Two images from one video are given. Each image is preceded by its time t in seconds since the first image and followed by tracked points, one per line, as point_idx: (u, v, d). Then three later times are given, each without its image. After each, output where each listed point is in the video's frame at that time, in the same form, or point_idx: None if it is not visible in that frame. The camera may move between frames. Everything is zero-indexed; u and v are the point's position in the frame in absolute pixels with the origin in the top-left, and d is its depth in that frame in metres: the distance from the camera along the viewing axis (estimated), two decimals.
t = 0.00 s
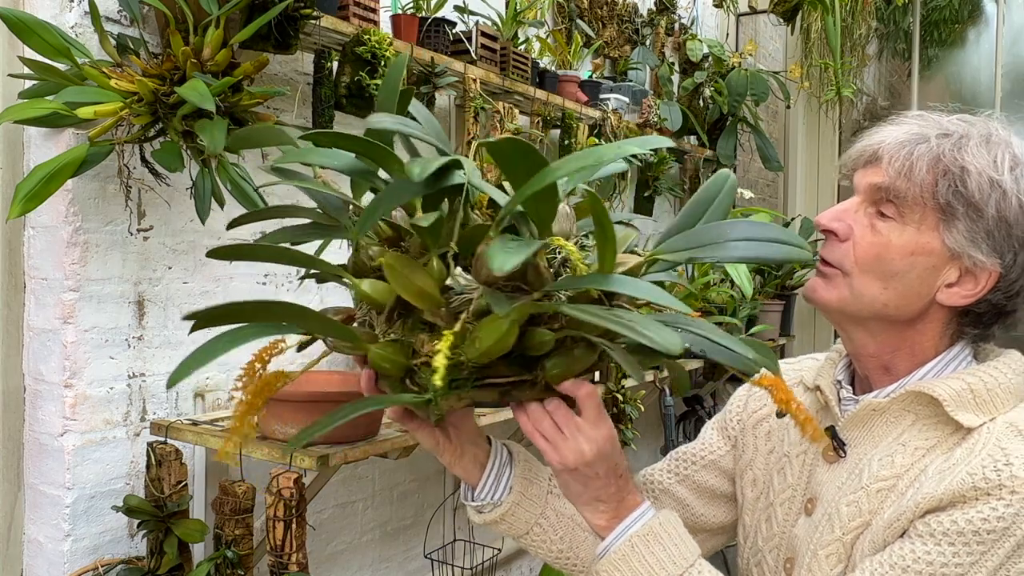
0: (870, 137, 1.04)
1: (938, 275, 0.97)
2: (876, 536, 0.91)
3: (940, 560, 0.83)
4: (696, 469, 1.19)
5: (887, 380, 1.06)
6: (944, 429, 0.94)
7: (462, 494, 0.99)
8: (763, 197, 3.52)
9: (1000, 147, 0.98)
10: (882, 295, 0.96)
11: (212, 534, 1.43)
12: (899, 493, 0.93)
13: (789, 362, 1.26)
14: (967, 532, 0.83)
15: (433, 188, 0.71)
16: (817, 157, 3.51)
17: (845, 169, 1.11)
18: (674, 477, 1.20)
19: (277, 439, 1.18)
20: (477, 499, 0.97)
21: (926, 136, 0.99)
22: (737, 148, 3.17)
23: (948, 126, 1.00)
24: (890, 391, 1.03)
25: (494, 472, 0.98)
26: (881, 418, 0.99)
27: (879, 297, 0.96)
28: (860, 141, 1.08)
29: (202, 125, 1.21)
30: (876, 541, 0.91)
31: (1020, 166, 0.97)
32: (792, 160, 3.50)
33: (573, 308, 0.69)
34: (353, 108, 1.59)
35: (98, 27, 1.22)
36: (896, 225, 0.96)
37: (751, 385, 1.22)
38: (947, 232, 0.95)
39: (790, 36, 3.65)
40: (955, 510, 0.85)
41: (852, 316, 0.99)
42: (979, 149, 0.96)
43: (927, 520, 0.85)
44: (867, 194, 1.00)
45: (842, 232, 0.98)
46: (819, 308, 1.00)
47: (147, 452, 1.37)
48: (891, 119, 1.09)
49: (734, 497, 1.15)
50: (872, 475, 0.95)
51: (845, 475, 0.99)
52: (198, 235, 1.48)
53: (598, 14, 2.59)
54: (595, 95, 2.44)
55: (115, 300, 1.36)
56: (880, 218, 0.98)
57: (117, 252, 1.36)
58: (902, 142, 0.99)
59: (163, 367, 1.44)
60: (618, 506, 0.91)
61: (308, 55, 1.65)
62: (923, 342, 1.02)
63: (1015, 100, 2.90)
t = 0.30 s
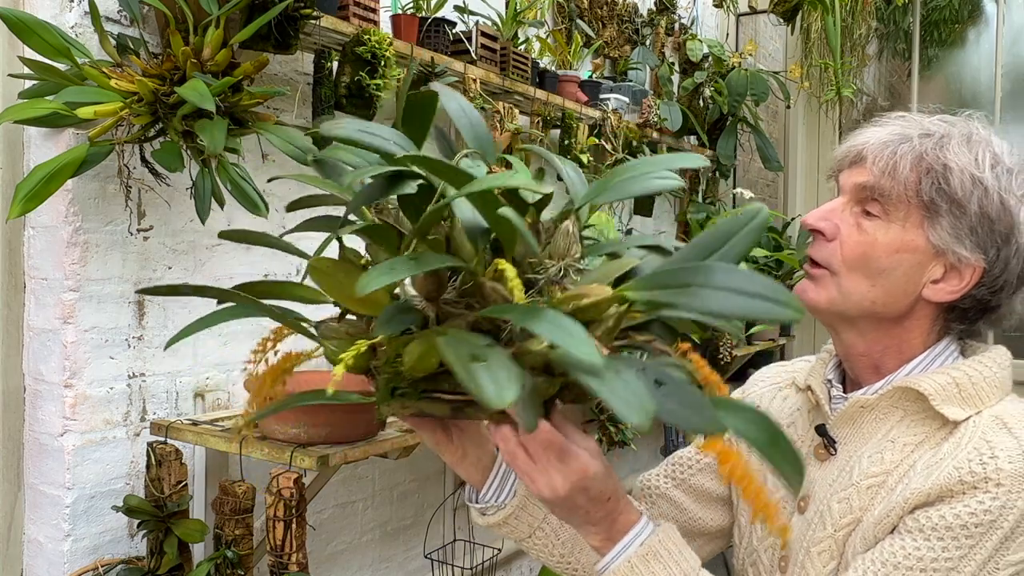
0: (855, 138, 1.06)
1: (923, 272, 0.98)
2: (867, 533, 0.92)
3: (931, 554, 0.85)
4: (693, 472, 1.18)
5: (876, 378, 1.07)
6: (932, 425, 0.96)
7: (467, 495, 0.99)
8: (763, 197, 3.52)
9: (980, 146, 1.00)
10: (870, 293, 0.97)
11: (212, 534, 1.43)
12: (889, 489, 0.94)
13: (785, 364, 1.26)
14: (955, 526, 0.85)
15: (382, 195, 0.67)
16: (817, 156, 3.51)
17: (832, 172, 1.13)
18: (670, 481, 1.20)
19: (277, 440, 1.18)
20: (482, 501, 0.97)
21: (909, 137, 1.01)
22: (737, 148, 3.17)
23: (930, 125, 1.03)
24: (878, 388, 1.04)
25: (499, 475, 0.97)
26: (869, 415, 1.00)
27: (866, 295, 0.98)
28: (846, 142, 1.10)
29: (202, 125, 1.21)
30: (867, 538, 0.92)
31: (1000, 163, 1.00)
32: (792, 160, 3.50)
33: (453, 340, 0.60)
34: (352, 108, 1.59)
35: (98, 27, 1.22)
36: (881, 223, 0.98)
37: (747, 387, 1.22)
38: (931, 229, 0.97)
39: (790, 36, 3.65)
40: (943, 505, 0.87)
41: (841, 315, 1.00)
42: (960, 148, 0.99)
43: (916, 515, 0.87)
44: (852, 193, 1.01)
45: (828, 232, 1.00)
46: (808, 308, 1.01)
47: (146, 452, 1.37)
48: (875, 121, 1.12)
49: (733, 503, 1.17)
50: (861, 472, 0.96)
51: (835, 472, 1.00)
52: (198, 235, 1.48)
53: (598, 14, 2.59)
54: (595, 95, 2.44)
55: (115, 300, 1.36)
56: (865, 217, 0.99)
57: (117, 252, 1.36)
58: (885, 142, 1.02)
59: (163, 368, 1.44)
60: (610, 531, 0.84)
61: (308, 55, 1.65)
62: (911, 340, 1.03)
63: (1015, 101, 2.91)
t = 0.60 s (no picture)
0: (841, 141, 1.09)
1: (913, 273, 1.01)
2: (856, 532, 0.93)
3: (920, 553, 0.85)
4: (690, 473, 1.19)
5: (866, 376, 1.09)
6: (920, 422, 0.97)
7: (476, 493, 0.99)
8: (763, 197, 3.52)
9: (965, 145, 1.02)
10: (860, 294, 1.00)
11: (212, 534, 1.43)
12: (878, 487, 0.94)
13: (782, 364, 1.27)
14: (943, 525, 0.85)
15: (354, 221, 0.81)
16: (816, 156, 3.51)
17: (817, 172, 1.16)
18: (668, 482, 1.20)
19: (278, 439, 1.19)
20: (489, 500, 0.97)
21: (895, 138, 1.03)
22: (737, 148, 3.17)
23: (915, 127, 1.05)
24: (865, 385, 1.06)
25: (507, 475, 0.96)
26: (859, 412, 1.01)
27: (857, 297, 1.00)
28: (831, 145, 1.12)
29: (202, 125, 1.21)
30: (856, 537, 0.92)
31: (984, 161, 1.02)
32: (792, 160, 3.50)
33: (385, 383, 0.73)
34: (353, 108, 1.59)
35: (98, 27, 1.22)
36: (871, 225, 1.01)
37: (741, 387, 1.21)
38: (920, 229, 0.99)
39: (790, 36, 3.65)
40: (931, 503, 0.87)
41: (833, 317, 1.03)
42: (946, 148, 1.01)
43: (904, 515, 0.87)
44: (841, 196, 1.04)
45: (818, 235, 1.03)
46: (800, 311, 1.04)
47: (147, 452, 1.37)
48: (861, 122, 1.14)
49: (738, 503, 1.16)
50: (851, 470, 0.97)
51: (825, 469, 1.01)
52: (198, 235, 1.48)
53: (598, 14, 2.59)
54: (595, 95, 2.44)
55: (115, 300, 1.36)
56: (854, 219, 1.02)
57: (117, 252, 1.36)
58: (872, 144, 1.04)
59: (163, 368, 1.44)
60: (602, 553, 0.87)
61: (308, 55, 1.65)
62: (903, 339, 1.05)
63: (1015, 101, 2.92)
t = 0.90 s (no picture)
0: (842, 153, 1.04)
1: (923, 278, 1.00)
2: (852, 534, 0.92)
3: (915, 553, 0.85)
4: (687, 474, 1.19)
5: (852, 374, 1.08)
6: (910, 420, 0.96)
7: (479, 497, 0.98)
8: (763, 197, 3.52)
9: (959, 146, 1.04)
10: (882, 307, 0.98)
11: (212, 534, 1.42)
12: (871, 486, 0.94)
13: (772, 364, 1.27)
14: (937, 523, 0.86)
15: (375, 216, 0.81)
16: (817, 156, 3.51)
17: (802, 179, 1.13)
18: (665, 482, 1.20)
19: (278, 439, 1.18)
20: (492, 504, 0.97)
21: (904, 145, 1.01)
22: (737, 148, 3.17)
23: (915, 130, 1.03)
24: (852, 383, 1.06)
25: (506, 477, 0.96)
26: (848, 411, 1.00)
27: (880, 310, 0.98)
28: (825, 156, 1.07)
29: (202, 125, 1.21)
30: (852, 538, 0.92)
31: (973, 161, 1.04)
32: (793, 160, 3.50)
33: (392, 369, 0.73)
34: (353, 108, 1.59)
35: (98, 27, 1.22)
36: (889, 236, 0.98)
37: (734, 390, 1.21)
38: (935, 237, 0.98)
39: (790, 36, 3.66)
40: (924, 503, 0.87)
41: (855, 333, 1.00)
42: (948, 152, 1.01)
43: (899, 514, 0.87)
44: (853, 208, 1.00)
45: (838, 250, 0.98)
46: (822, 330, 1.00)
47: (147, 451, 1.37)
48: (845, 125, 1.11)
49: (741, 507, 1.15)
50: (843, 471, 0.97)
51: (817, 469, 1.00)
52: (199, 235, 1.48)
53: (598, 14, 2.59)
54: (595, 95, 2.44)
55: (116, 300, 1.36)
56: (871, 231, 0.99)
57: (117, 252, 1.36)
58: (884, 156, 1.00)
59: (163, 368, 1.44)
60: (604, 561, 0.84)
61: (308, 55, 1.65)
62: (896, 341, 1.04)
63: (1015, 101, 2.89)
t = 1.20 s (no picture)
0: (835, 160, 0.98)
1: (908, 281, 0.99)
2: (840, 536, 0.92)
3: (902, 553, 0.85)
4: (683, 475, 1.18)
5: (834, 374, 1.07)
6: (893, 419, 0.95)
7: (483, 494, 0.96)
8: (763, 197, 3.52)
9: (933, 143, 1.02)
10: (880, 316, 0.96)
11: (212, 534, 1.42)
12: (857, 488, 0.94)
13: (756, 364, 1.27)
14: (923, 523, 0.85)
15: (399, 217, 0.83)
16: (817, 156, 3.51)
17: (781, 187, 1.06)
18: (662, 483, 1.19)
19: (278, 440, 1.18)
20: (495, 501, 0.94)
21: (895, 150, 0.97)
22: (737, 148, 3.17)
23: (897, 131, 0.99)
24: (835, 386, 1.04)
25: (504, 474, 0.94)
26: (831, 412, 1.00)
27: (878, 319, 0.96)
28: (815, 162, 1.00)
29: (202, 125, 1.21)
30: (841, 540, 0.92)
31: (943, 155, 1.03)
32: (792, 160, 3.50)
33: (385, 363, 0.74)
34: (353, 108, 1.60)
35: (98, 27, 1.22)
36: (886, 244, 0.96)
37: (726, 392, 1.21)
38: (923, 240, 0.97)
39: (790, 36, 3.66)
40: (909, 502, 0.87)
41: (854, 342, 0.98)
42: (929, 153, 0.99)
43: (885, 515, 0.87)
44: (851, 217, 0.96)
45: (840, 262, 0.95)
46: (824, 342, 0.97)
47: (147, 451, 1.37)
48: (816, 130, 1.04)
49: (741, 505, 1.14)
50: (829, 473, 0.96)
51: (803, 472, 0.99)
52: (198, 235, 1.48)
53: (598, 14, 2.59)
54: (595, 95, 2.44)
55: (116, 300, 1.36)
56: (869, 240, 0.96)
57: (117, 252, 1.36)
58: (883, 164, 0.95)
59: (163, 368, 1.44)
60: (598, 563, 0.82)
61: (308, 55, 1.65)
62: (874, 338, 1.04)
63: (1015, 101, 2.89)
